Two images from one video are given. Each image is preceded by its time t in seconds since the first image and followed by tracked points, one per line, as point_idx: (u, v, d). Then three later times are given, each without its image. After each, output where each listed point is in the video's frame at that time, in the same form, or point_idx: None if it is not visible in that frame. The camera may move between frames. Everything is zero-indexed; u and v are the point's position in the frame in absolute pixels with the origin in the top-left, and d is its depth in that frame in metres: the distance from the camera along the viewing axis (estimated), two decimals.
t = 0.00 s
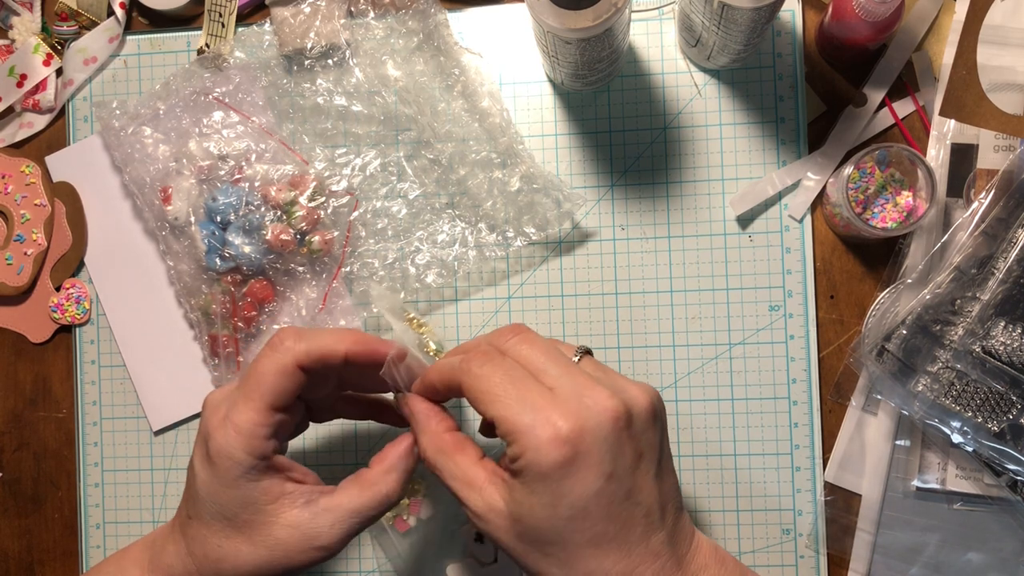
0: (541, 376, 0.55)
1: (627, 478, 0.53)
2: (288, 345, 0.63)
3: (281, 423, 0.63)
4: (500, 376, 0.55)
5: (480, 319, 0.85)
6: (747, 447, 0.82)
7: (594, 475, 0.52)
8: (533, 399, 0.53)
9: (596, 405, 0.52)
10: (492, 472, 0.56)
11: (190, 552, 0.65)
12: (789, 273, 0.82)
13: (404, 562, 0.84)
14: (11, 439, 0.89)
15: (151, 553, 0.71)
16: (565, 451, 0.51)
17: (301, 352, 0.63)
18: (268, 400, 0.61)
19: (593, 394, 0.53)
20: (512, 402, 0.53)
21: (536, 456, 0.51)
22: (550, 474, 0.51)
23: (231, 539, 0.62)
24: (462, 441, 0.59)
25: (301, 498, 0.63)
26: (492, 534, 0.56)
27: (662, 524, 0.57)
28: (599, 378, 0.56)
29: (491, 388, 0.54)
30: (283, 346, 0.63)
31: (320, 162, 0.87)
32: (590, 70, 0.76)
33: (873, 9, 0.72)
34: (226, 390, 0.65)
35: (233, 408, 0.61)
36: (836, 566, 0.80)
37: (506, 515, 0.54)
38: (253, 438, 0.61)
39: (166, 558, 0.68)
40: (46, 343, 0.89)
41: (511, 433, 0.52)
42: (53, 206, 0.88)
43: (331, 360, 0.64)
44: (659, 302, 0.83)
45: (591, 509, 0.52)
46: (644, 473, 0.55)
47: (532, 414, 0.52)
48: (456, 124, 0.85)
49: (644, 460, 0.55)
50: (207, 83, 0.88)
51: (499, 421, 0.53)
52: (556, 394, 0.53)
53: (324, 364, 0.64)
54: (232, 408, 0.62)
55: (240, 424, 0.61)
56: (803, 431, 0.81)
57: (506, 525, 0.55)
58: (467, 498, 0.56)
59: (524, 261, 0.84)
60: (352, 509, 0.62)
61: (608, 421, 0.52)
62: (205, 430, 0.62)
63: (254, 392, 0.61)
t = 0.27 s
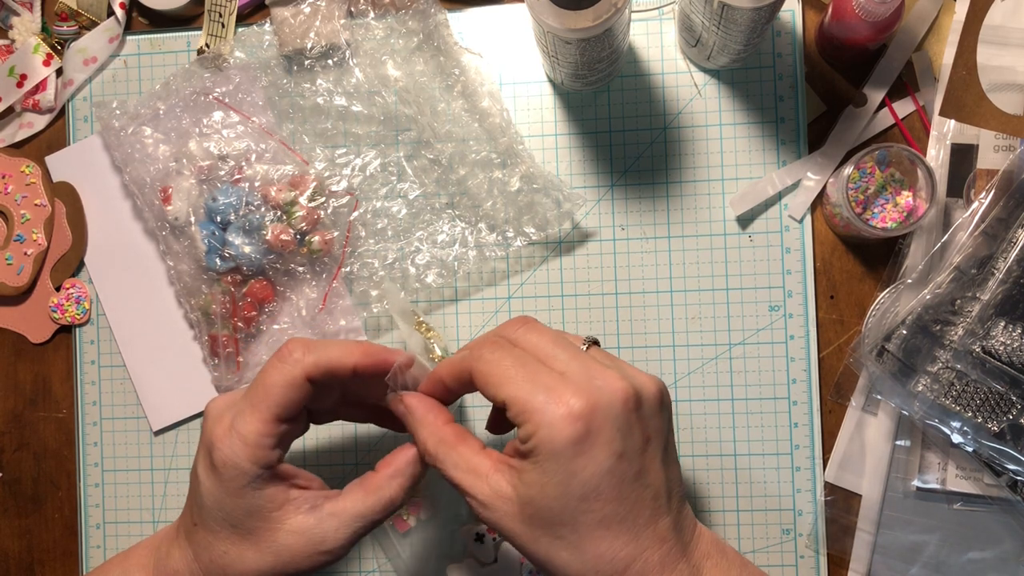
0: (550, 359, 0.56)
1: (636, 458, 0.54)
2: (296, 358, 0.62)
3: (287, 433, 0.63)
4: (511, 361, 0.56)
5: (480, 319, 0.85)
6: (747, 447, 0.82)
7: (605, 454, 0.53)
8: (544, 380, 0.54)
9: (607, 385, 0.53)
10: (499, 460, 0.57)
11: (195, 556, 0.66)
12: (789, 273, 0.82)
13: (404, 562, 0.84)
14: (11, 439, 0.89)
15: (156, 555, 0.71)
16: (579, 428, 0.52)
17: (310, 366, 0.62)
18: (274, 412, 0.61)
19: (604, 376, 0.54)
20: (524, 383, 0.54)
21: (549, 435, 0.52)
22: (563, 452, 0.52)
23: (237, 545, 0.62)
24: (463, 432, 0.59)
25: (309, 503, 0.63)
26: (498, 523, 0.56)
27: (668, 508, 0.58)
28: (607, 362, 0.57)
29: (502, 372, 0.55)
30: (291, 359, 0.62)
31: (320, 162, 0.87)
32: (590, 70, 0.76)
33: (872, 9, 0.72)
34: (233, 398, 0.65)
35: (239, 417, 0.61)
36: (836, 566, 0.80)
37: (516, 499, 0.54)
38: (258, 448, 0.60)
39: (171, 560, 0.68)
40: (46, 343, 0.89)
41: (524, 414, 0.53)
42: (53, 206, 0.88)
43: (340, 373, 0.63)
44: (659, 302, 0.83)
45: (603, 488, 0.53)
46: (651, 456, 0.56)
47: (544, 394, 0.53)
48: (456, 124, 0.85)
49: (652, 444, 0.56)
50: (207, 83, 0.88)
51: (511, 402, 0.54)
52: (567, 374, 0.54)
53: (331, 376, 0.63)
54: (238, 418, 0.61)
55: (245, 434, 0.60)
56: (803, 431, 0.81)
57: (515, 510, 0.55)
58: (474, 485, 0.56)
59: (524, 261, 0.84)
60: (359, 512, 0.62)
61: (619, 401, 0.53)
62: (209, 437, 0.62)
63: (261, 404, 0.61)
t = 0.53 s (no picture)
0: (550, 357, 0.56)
1: (641, 452, 0.54)
2: (298, 351, 0.63)
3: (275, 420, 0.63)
4: (511, 359, 0.56)
5: (480, 319, 0.85)
6: (747, 447, 0.82)
7: (610, 448, 0.53)
8: (546, 376, 0.54)
9: (608, 379, 0.54)
10: (505, 463, 0.57)
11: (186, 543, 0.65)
12: (789, 273, 0.82)
13: (405, 563, 0.84)
14: (11, 439, 0.89)
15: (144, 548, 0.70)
16: (584, 422, 0.52)
17: (310, 362, 0.62)
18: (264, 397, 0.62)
19: (604, 370, 0.55)
20: (527, 380, 0.54)
21: (555, 430, 0.52)
22: (570, 447, 0.52)
23: (217, 526, 0.62)
24: (468, 437, 0.59)
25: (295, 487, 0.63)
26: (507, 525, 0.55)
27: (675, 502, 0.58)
28: (605, 359, 0.58)
29: (503, 369, 0.55)
30: (294, 351, 0.62)
31: (320, 162, 0.87)
32: (590, 70, 0.76)
33: (873, 9, 0.72)
34: (228, 378, 0.66)
35: (230, 396, 0.62)
36: (836, 566, 0.80)
37: (523, 499, 0.54)
38: (242, 427, 0.61)
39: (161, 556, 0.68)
40: (46, 343, 0.89)
41: (528, 411, 0.53)
42: (53, 206, 0.88)
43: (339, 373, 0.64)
44: (659, 303, 0.83)
45: (610, 483, 0.53)
46: (655, 450, 0.56)
47: (548, 390, 0.53)
48: (456, 124, 0.85)
49: (654, 438, 0.56)
50: (207, 83, 0.88)
51: (515, 399, 0.54)
52: (568, 370, 0.55)
53: (331, 376, 0.64)
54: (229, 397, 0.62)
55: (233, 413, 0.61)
56: (803, 431, 0.81)
57: (521, 511, 0.54)
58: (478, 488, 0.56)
59: (524, 261, 0.84)
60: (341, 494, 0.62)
61: (621, 394, 0.54)
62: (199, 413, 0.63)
63: (253, 388, 0.62)
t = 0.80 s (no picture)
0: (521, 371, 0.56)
1: (619, 464, 0.55)
2: (303, 381, 0.60)
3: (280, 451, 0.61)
4: (480, 377, 0.54)
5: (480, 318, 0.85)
6: (747, 447, 0.82)
7: (589, 464, 0.53)
8: (515, 398, 0.53)
9: (576, 398, 0.54)
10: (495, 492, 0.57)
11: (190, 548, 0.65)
12: (789, 273, 0.82)
13: (405, 563, 0.84)
14: (11, 439, 0.89)
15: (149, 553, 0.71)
16: (558, 445, 0.52)
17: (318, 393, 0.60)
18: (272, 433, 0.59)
19: (572, 388, 0.55)
20: (497, 403, 0.53)
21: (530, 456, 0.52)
22: (547, 470, 0.53)
23: (227, 556, 0.63)
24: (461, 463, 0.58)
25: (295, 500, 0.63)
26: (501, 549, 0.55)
27: (661, 506, 0.59)
28: (575, 370, 0.58)
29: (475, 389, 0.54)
30: (296, 380, 0.59)
31: (320, 162, 0.87)
32: (590, 69, 0.76)
33: (873, 9, 0.72)
34: (222, 410, 0.62)
35: (235, 431, 0.59)
36: (836, 566, 0.80)
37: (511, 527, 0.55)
38: (251, 465, 0.58)
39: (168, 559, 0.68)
40: (46, 343, 0.89)
41: (502, 435, 0.53)
42: (53, 206, 0.88)
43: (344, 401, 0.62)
44: (659, 302, 0.83)
45: (594, 498, 0.54)
46: (632, 458, 0.57)
47: (518, 414, 0.53)
48: (456, 124, 0.85)
49: (630, 448, 0.57)
50: (207, 83, 0.88)
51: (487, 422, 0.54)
52: (539, 389, 0.54)
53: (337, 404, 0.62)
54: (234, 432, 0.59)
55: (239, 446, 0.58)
56: (803, 431, 0.81)
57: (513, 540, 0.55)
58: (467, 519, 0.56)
59: (524, 261, 0.84)
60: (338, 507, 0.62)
61: (591, 412, 0.54)
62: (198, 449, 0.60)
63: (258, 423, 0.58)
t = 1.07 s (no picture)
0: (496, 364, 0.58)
1: (602, 442, 0.57)
2: (336, 389, 0.58)
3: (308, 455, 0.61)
4: (459, 365, 0.56)
5: (480, 319, 0.85)
6: (747, 447, 0.82)
7: (577, 440, 0.55)
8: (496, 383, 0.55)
9: (550, 384, 0.57)
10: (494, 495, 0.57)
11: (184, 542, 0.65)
12: (789, 273, 0.82)
13: (404, 563, 0.84)
14: (11, 439, 0.90)
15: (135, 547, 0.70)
16: (545, 424, 0.54)
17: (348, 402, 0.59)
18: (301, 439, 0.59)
19: (545, 376, 0.58)
20: (479, 389, 0.55)
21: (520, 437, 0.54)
22: (540, 450, 0.54)
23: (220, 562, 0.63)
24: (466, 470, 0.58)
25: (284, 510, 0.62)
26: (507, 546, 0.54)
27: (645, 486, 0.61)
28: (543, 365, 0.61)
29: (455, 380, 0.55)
30: (332, 386, 0.59)
31: (320, 162, 0.87)
32: (590, 70, 0.76)
33: (873, 9, 0.72)
34: (258, 407, 0.62)
35: (269, 431, 0.59)
36: (836, 566, 0.80)
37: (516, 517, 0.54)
38: (280, 466, 0.59)
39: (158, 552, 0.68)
40: (46, 343, 0.89)
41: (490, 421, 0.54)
42: (53, 206, 0.88)
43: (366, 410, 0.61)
44: (659, 302, 0.83)
45: (588, 473, 0.55)
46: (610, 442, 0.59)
47: (502, 398, 0.54)
48: (456, 125, 0.85)
49: (604, 431, 0.59)
50: (207, 83, 0.88)
51: (472, 409, 0.55)
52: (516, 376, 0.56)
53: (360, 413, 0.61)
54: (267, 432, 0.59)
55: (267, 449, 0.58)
56: (803, 431, 0.81)
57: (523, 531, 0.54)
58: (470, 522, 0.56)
59: (524, 261, 0.84)
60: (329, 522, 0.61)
61: (566, 396, 0.57)
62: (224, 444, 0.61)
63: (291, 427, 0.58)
